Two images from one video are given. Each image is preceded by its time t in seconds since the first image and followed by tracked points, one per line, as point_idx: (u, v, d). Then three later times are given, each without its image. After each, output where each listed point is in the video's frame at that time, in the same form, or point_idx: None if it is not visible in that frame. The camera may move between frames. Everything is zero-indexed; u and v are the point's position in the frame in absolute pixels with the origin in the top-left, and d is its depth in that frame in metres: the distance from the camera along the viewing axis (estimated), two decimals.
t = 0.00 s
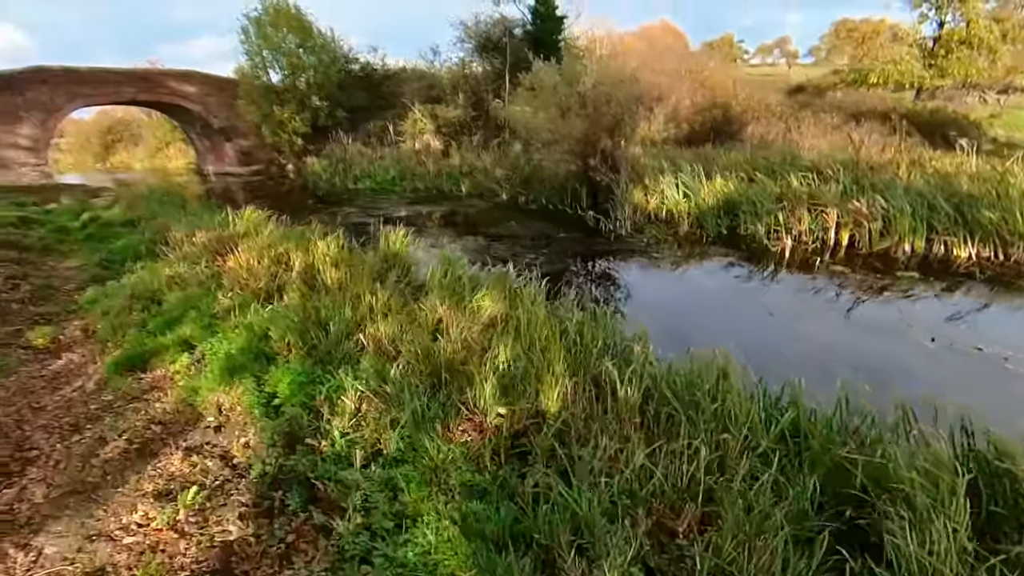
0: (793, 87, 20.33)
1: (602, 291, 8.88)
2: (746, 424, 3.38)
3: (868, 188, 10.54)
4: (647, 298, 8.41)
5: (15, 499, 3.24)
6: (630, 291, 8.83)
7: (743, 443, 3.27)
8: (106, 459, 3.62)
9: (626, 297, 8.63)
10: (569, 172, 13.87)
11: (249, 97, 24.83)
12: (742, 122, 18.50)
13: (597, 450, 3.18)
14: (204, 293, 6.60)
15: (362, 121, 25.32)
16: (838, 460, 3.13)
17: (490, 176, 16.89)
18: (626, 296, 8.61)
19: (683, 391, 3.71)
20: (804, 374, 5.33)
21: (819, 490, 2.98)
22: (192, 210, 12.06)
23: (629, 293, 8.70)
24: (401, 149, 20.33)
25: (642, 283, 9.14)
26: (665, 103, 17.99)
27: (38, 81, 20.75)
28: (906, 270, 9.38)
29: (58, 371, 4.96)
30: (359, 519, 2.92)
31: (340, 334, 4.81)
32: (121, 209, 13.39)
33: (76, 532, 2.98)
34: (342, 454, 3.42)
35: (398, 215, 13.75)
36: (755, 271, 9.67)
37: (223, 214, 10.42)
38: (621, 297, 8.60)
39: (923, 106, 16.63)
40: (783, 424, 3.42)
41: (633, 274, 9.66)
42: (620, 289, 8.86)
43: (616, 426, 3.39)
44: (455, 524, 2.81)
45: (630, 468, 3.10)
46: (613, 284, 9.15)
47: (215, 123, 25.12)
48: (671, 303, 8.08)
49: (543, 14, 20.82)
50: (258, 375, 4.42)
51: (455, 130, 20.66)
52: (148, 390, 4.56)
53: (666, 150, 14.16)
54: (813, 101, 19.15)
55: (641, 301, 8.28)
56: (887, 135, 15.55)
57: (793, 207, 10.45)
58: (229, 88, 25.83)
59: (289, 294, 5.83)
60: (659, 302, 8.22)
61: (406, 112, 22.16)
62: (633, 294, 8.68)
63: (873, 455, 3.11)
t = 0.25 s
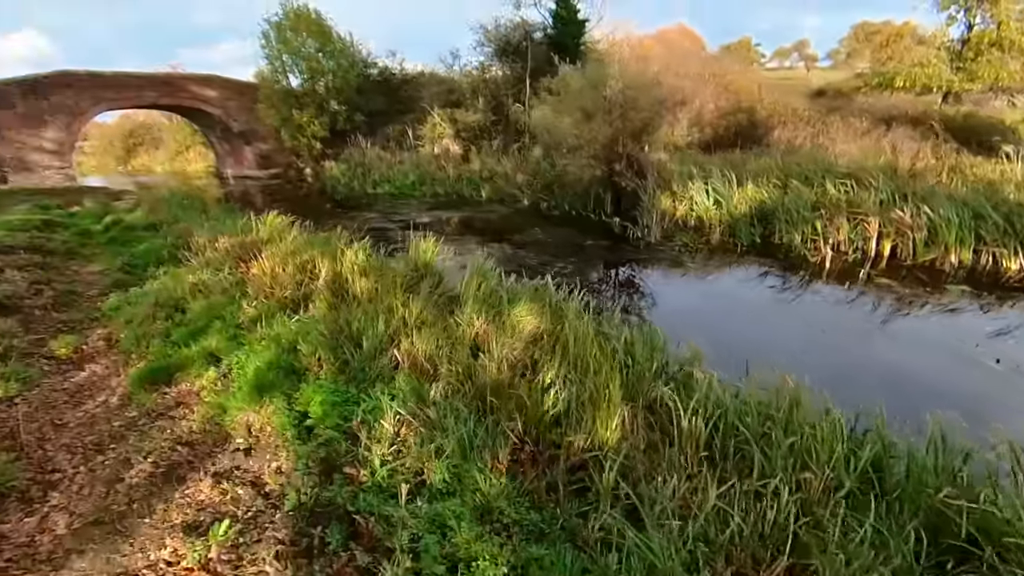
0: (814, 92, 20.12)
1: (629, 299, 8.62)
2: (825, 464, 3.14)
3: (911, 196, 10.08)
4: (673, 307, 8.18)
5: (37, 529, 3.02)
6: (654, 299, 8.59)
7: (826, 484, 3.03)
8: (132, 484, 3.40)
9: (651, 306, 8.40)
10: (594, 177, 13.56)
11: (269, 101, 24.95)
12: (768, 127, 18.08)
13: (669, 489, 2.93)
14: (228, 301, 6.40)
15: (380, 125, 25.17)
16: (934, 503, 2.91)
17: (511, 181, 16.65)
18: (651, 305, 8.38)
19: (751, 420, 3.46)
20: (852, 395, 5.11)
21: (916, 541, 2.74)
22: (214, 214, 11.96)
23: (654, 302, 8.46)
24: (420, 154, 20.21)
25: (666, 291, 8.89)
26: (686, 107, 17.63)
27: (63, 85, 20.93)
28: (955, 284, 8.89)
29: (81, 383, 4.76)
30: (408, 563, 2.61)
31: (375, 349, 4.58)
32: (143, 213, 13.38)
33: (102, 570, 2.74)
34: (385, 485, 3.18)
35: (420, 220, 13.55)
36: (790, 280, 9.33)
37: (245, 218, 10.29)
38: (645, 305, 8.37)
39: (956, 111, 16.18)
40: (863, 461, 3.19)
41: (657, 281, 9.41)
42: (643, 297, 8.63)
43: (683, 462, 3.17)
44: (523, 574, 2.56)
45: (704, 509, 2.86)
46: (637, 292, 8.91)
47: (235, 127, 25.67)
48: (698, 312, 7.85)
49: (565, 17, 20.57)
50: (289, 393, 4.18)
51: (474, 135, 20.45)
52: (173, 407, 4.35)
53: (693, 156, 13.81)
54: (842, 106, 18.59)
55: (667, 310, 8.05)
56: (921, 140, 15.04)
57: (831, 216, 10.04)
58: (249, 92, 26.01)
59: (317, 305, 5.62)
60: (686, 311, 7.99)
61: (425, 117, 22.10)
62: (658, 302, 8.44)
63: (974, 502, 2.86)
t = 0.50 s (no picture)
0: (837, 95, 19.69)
1: (657, 307, 8.33)
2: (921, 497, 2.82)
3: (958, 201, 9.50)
4: (701, 316, 7.89)
5: (52, 559, 2.78)
6: (681, 308, 8.31)
7: (925, 523, 2.72)
8: (154, 508, 3.16)
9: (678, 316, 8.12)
10: (619, 181, 13.23)
11: (289, 104, 25.03)
12: (796, 129, 17.59)
13: (752, 528, 2.63)
14: (251, 307, 6.18)
15: (398, 128, 25.04)
16: None
17: (532, 184, 16.38)
18: (677, 314, 8.10)
19: (830, 448, 3.16)
20: (907, 407, 4.80)
21: None
22: (235, 216, 11.85)
23: (681, 311, 8.18)
24: (439, 157, 20.04)
25: (693, 300, 8.60)
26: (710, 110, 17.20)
27: (88, 87, 21.12)
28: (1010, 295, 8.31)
29: (100, 392, 4.54)
30: None
31: (411, 360, 4.33)
32: (165, 214, 13.35)
33: None
34: (430, 516, 2.92)
35: (441, 223, 13.33)
36: (827, 288, 8.96)
37: (266, 221, 10.14)
38: (671, 314, 8.10)
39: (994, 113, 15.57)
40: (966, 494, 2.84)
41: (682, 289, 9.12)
42: (669, 306, 8.36)
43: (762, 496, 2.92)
44: None
45: (792, 550, 2.58)
46: (663, 300, 8.63)
47: (254, 130, 25.74)
48: (727, 321, 7.57)
49: (586, 19, 20.29)
50: (318, 407, 3.92)
51: (493, 137, 20.21)
52: (197, 419, 4.12)
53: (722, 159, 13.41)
54: (872, 109, 18.02)
55: (694, 320, 7.76)
56: (959, 143, 14.45)
57: (872, 222, 9.57)
58: (268, 95, 26.13)
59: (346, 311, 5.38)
60: (714, 320, 7.71)
61: (444, 119, 21.93)
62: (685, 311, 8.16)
63: None
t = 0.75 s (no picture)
0: (860, 98, 19.28)
1: (685, 318, 8.01)
2: None
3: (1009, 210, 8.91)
4: (728, 328, 7.58)
5: None
6: (706, 319, 8.00)
7: None
8: (173, 548, 2.94)
9: (703, 327, 7.81)
10: (644, 189, 12.92)
11: (307, 109, 25.09)
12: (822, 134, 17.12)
13: None
14: (272, 319, 5.96)
15: (415, 133, 24.96)
16: None
17: (553, 190, 16.09)
18: (702, 325, 7.79)
19: (920, 495, 2.85)
20: (966, 432, 4.51)
21: None
22: (254, 222, 11.73)
23: (706, 322, 7.87)
24: (457, 162, 19.87)
25: (719, 311, 8.29)
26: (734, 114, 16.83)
27: (111, 92, 21.29)
28: None
29: (117, 411, 4.33)
30: None
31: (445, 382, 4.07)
32: (184, 219, 13.30)
33: None
34: (476, 568, 2.66)
35: (461, 230, 13.12)
36: (864, 300, 8.57)
37: (286, 228, 9.99)
38: (696, 326, 7.79)
39: None
40: None
41: (706, 300, 8.81)
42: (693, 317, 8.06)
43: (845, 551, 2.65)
44: None
45: None
46: (687, 310, 8.32)
47: (273, 134, 25.77)
48: (756, 333, 7.25)
49: (608, 23, 20.03)
50: (347, 434, 3.66)
51: (512, 142, 19.99)
52: (218, 444, 3.90)
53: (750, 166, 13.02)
54: (902, 113, 17.42)
55: (721, 331, 7.45)
56: (999, 147, 13.89)
57: (913, 232, 9.05)
58: (287, 100, 26.23)
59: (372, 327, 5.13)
60: (741, 331, 7.39)
61: (462, 124, 21.79)
62: (710, 323, 7.85)
63: None
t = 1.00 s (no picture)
0: (889, 99, 18.78)
1: (715, 325, 7.65)
2: None
3: None
4: (758, 336, 7.22)
5: None
6: (735, 328, 7.64)
7: None
8: None
9: (732, 335, 7.45)
10: (669, 193, 12.57)
11: (324, 112, 25.11)
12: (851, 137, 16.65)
13: None
14: (292, 327, 5.71)
15: (432, 135, 24.85)
16: None
17: (573, 195, 15.76)
18: (730, 333, 7.44)
19: None
20: None
21: None
22: (272, 225, 11.56)
23: (735, 330, 7.51)
24: (475, 165, 19.68)
25: (748, 319, 7.93)
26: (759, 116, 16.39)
27: (132, 95, 21.41)
28: None
29: (132, 425, 4.10)
30: None
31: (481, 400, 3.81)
32: (203, 221, 13.21)
33: None
34: None
35: (481, 234, 12.87)
36: (906, 310, 8.15)
37: (305, 231, 9.79)
38: (725, 333, 7.43)
39: None
40: None
41: (733, 308, 8.46)
42: (721, 324, 7.70)
43: None
44: None
45: None
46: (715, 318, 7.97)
47: (290, 137, 25.82)
48: (790, 342, 6.89)
49: (629, 24, 19.70)
50: (376, 457, 3.38)
51: (530, 145, 19.74)
52: (238, 463, 3.65)
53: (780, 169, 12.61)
54: (934, 116, 16.91)
55: (752, 340, 7.09)
56: None
57: (959, 240, 8.45)
58: (304, 103, 26.25)
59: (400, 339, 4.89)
60: (773, 340, 7.03)
61: (480, 127, 21.62)
62: (740, 331, 7.49)
63: None
